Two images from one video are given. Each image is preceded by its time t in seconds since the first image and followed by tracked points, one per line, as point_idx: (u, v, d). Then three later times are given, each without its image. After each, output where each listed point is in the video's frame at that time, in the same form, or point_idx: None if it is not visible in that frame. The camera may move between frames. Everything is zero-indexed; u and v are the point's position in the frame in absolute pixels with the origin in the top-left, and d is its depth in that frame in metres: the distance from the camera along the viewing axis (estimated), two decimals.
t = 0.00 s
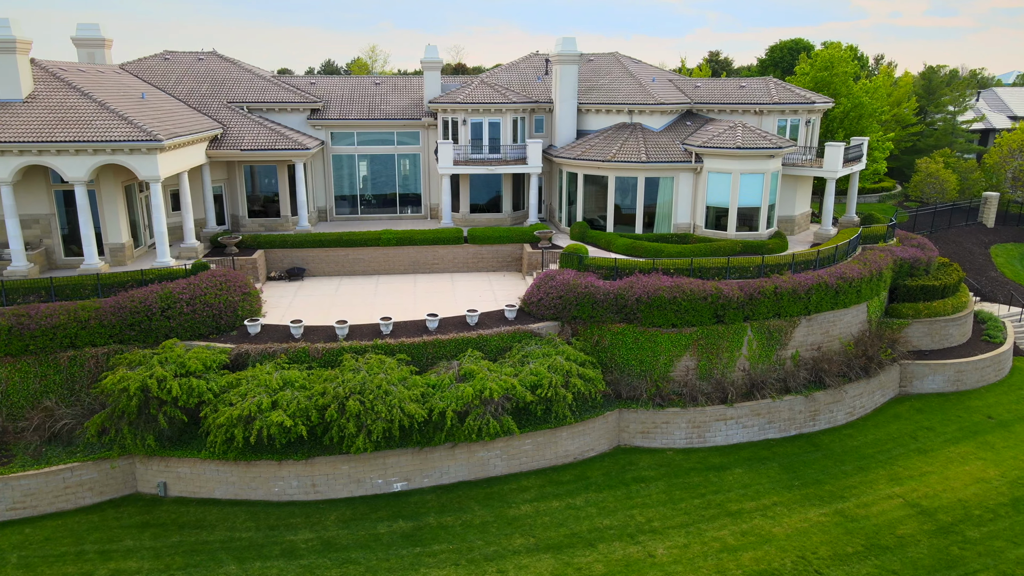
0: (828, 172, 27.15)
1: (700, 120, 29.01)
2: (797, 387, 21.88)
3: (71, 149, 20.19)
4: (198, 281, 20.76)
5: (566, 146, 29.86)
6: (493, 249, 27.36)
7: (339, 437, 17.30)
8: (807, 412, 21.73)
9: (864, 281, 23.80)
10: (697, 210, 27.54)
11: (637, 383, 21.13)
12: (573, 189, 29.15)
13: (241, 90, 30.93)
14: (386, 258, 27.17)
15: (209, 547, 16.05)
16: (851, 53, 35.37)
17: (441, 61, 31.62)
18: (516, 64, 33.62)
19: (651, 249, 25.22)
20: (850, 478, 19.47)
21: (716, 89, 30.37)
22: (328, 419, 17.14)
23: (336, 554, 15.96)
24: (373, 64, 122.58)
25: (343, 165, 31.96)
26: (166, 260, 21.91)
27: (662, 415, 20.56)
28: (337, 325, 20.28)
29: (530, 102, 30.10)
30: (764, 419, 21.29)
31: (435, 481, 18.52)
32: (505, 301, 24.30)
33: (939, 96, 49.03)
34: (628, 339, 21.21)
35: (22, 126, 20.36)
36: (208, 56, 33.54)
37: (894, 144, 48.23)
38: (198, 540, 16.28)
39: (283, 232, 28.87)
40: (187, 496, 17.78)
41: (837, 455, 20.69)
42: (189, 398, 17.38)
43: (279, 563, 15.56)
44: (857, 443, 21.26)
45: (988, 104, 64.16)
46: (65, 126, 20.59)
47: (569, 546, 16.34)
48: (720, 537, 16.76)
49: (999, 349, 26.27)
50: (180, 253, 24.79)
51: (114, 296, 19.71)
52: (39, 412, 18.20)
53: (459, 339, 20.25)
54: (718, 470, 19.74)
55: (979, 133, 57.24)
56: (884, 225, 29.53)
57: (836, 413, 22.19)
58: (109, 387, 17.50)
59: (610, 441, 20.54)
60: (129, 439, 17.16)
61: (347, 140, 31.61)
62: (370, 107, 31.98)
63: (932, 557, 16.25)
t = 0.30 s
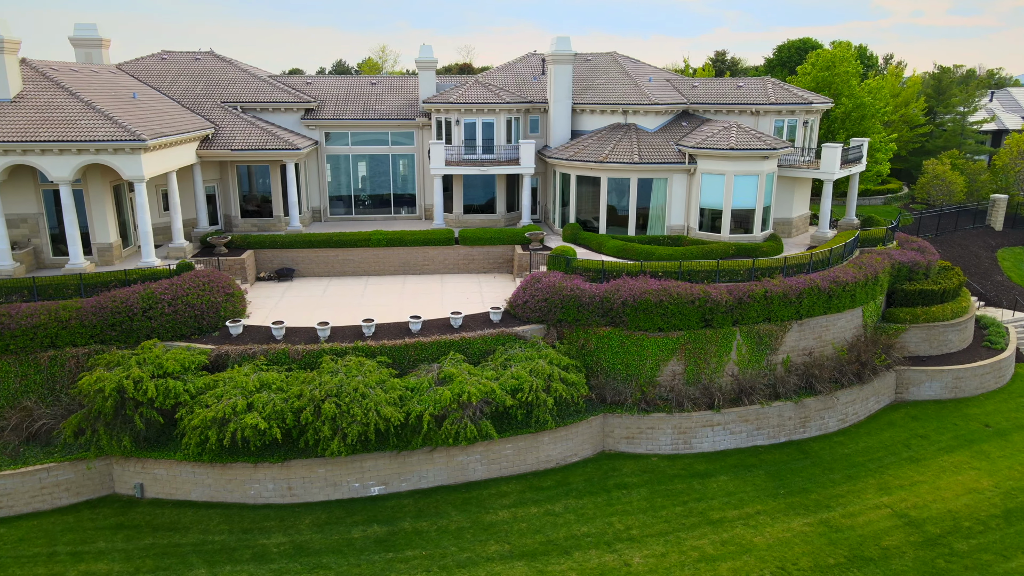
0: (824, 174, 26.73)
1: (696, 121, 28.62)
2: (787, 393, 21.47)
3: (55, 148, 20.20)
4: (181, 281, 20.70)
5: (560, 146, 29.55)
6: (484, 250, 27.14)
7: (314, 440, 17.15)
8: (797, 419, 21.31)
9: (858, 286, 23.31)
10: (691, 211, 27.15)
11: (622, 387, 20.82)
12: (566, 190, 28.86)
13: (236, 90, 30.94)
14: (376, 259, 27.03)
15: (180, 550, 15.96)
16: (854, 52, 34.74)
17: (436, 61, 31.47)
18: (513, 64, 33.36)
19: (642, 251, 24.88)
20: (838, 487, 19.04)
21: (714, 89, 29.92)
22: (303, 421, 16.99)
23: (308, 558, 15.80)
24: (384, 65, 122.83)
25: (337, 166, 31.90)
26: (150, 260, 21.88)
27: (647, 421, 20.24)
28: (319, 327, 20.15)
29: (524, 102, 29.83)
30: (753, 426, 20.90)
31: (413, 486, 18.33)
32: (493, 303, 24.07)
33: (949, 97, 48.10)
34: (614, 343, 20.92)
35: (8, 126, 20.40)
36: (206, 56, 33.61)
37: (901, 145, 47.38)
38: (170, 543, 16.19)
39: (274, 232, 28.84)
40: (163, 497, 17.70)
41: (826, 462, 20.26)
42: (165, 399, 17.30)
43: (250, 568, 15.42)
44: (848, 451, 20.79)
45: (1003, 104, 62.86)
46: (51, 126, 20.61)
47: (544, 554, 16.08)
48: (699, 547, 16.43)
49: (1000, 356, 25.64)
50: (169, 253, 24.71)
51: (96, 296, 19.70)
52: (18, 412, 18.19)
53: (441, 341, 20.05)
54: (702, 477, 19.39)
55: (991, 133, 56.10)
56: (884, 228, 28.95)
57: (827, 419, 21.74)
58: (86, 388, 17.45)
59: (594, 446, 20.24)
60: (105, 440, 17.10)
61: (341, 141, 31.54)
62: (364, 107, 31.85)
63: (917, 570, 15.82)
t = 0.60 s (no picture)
0: (820, 176, 26.27)
1: (692, 122, 28.22)
2: (776, 399, 21.06)
3: (40, 148, 20.21)
4: (164, 282, 20.66)
5: (554, 147, 29.25)
6: (475, 252, 26.93)
7: (289, 443, 17.01)
8: (786, 426, 20.91)
9: (852, 290, 22.83)
10: (684, 213, 26.78)
11: (607, 392, 20.51)
12: (560, 192, 28.59)
13: (230, 90, 30.96)
14: (366, 260, 26.90)
15: (152, 553, 15.88)
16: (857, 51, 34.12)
17: (430, 60, 31.31)
18: (509, 64, 33.11)
19: (633, 254, 24.55)
20: (825, 496, 18.63)
21: (711, 89, 29.46)
22: (278, 424, 16.86)
23: (279, 563, 15.65)
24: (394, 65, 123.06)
25: (331, 166, 31.84)
26: (135, 260, 21.93)
27: (631, 426, 19.92)
28: (300, 329, 20.02)
29: (518, 103, 29.57)
30: (740, 432, 20.54)
31: (391, 490, 18.14)
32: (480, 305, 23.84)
33: (959, 97, 47.17)
34: (599, 347, 20.63)
35: None
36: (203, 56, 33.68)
37: (908, 147, 46.45)
38: (142, 545, 16.12)
39: (266, 233, 28.81)
40: (140, 499, 17.62)
41: (814, 471, 19.84)
42: (141, 401, 17.22)
43: (219, 572, 15.30)
44: (838, 459, 20.35)
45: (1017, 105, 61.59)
46: (36, 126, 20.64)
47: (517, 562, 15.84)
48: (676, 556, 16.12)
49: (1000, 362, 25.01)
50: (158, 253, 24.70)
51: (79, 296, 19.69)
52: None
53: (423, 344, 19.85)
54: (686, 484, 19.04)
55: (1003, 135, 54.92)
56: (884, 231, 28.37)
57: (818, 427, 21.31)
58: (63, 389, 17.41)
59: (577, 452, 19.96)
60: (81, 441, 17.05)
61: (335, 141, 31.47)
62: (359, 108, 31.77)
63: None
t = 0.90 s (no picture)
0: (817, 178, 25.67)
1: (687, 122, 27.82)
2: (764, 406, 20.67)
3: (24, 148, 20.23)
4: (147, 282, 20.61)
5: (547, 147, 28.97)
6: (465, 253, 26.72)
7: (264, 446, 16.88)
8: (775, 433, 20.51)
9: (845, 294, 22.36)
10: (677, 215, 26.40)
11: (590, 396, 20.20)
12: (552, 193, 28.30)
13: (225, 90, 30.99)
14: (356, 261, 26.78)
15: (122, 556, 15.80)
16: (859, 51, 33.50)
17: (425, 60, 31.17)
18: (506, 64, 32.86)
19: (622, 256, 24.23)
20: (810, 505, 18.22)
21: (707, 89, 28.98)
22: (252, 426, 16.72)
23: (249, 567, 15.52)
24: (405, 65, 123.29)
25: (325, 166, 31.81)
26: (120, 260, 21.83)
27: (614, 432, 19.61)
28: (281, 330, 19.91)
29: (511, 103, 29.31)
30: (726, 439, 20.17)
31: (368, 494, 17.96)
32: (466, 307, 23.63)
33: (969, 97, 46.21)
34: (583, 351, 20.33)
35: None
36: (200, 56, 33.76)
37: (915, 148, 45.51)
38: (114, 548, 16.05)
39: (257, 233, 28.80)
40: (116, 500, 17.57)
41: (801, 479, 19.43)
42: (117, 402, 17.15)
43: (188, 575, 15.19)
44: (826, 468, 19.92)
45: None
46: (22, 126, 20.67)
47: (489, 569, 15.60)
48: (652, 566, 15.83)
49: (999, 370, 24.39)
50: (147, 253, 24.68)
51: (61, 296, 19.69)
52: None
53: (404, 346, 19.66)
54: (669, 491, 18.70)
55: (1014, 136, 53.77)
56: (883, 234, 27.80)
57: (807, 434, 20.89)
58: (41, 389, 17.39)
59: (559, 457, 19.68)
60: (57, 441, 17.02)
61: (329, 141, 31.42)
62: (353, 108, 31.69)
63: None
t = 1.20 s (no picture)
0: (812, 180, 25.19)
1: (682, 123, 27.46)
2: (751, 412, 20.29)
3: (9, 148, 20.28)
4: (130, 282, 20.57)
5: (540, 148, 28.71)
6: (455, 254, 26.53)
7: (238, 448, 16.76)
8: (761, 439, 20.14)
9: (837, 299, 21.91)
10: (670, 217, 26.03)
11: (573, 401, 19.92)
12: (545, 194, 28.03)
13: (220, 90, 31.03)
14: (345, 262, 26.67)
15: (94, 557, 15.75)
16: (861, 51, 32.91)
17: (419, 60, 31.04)
18: (501, 64, 32.63)
19: (612, 258, 23.93)
20: (794, 515, 17.84)
21: (703, 89, 28.55)
22: (226, 429, 16.61)
23: (219, 570, 15.40)
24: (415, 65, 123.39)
25: (319, 166, 31.78)
26: (105, 260, 21.83)
27: (596, 437, 19.32)
28: (262, 331, 19.80)
29: (504, 103, 29.07)
30: (711, 445, 19.82)
31: (344, 497, 17.79)
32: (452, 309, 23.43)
33: (979, 97, 45.28)
34: (567, 354, 20.06)
35: None
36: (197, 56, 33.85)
37: (923, 149, 44.65)
38: (86, 549, 16.00)
39: (249, 233, 28.81)
40: (93, 501, 17.54)
41: (787, 487, 19.04)
42: (93, 402, 17.11)
43: None
44: (814, 476, 19.52)
45: None
46: (8, 125, 20.73)
47: None
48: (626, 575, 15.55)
49: (998, 377, 23.81)
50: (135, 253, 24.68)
51: (44, 296, 19.71)
52: None
53: (384, 349, 19.50)
54: (650, 499, 18.40)
55: None
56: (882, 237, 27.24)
57: (796, 441, 20.49)
58: (18, 389, 17.40)
59: (541, 462, 19.42)
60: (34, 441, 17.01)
61: (323, 141, 31.40)
62: (348, 108, 31.62)
63: None
